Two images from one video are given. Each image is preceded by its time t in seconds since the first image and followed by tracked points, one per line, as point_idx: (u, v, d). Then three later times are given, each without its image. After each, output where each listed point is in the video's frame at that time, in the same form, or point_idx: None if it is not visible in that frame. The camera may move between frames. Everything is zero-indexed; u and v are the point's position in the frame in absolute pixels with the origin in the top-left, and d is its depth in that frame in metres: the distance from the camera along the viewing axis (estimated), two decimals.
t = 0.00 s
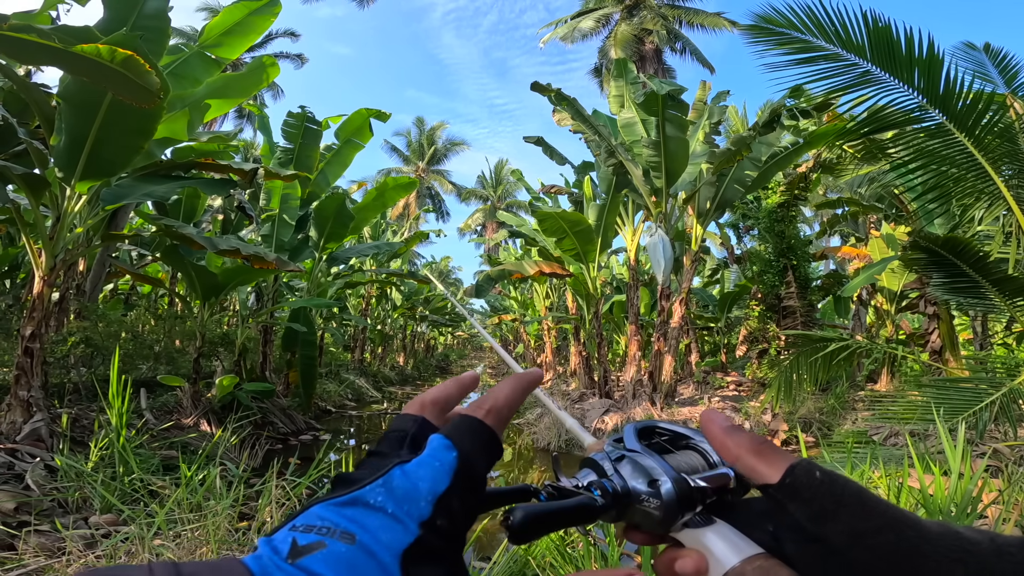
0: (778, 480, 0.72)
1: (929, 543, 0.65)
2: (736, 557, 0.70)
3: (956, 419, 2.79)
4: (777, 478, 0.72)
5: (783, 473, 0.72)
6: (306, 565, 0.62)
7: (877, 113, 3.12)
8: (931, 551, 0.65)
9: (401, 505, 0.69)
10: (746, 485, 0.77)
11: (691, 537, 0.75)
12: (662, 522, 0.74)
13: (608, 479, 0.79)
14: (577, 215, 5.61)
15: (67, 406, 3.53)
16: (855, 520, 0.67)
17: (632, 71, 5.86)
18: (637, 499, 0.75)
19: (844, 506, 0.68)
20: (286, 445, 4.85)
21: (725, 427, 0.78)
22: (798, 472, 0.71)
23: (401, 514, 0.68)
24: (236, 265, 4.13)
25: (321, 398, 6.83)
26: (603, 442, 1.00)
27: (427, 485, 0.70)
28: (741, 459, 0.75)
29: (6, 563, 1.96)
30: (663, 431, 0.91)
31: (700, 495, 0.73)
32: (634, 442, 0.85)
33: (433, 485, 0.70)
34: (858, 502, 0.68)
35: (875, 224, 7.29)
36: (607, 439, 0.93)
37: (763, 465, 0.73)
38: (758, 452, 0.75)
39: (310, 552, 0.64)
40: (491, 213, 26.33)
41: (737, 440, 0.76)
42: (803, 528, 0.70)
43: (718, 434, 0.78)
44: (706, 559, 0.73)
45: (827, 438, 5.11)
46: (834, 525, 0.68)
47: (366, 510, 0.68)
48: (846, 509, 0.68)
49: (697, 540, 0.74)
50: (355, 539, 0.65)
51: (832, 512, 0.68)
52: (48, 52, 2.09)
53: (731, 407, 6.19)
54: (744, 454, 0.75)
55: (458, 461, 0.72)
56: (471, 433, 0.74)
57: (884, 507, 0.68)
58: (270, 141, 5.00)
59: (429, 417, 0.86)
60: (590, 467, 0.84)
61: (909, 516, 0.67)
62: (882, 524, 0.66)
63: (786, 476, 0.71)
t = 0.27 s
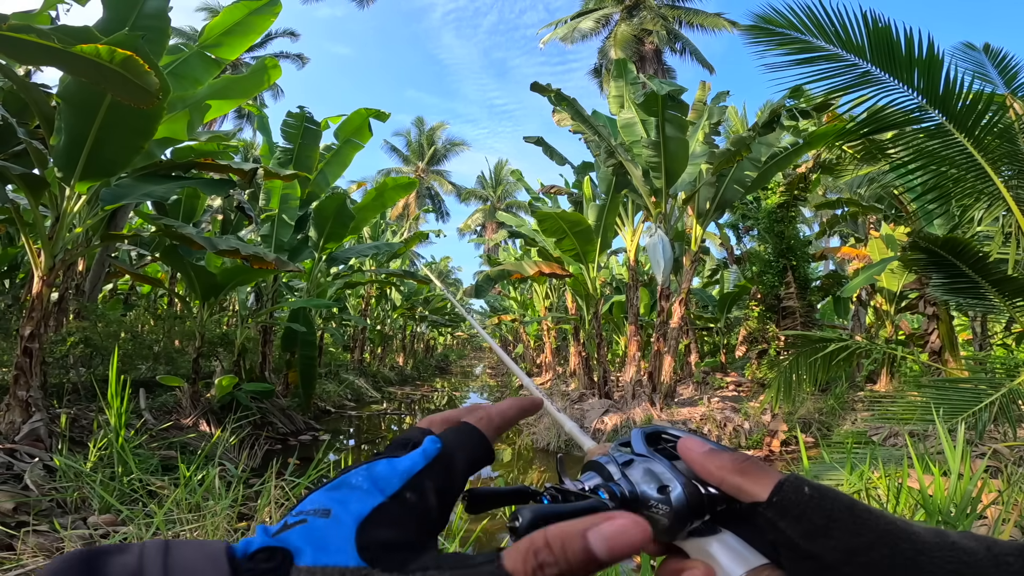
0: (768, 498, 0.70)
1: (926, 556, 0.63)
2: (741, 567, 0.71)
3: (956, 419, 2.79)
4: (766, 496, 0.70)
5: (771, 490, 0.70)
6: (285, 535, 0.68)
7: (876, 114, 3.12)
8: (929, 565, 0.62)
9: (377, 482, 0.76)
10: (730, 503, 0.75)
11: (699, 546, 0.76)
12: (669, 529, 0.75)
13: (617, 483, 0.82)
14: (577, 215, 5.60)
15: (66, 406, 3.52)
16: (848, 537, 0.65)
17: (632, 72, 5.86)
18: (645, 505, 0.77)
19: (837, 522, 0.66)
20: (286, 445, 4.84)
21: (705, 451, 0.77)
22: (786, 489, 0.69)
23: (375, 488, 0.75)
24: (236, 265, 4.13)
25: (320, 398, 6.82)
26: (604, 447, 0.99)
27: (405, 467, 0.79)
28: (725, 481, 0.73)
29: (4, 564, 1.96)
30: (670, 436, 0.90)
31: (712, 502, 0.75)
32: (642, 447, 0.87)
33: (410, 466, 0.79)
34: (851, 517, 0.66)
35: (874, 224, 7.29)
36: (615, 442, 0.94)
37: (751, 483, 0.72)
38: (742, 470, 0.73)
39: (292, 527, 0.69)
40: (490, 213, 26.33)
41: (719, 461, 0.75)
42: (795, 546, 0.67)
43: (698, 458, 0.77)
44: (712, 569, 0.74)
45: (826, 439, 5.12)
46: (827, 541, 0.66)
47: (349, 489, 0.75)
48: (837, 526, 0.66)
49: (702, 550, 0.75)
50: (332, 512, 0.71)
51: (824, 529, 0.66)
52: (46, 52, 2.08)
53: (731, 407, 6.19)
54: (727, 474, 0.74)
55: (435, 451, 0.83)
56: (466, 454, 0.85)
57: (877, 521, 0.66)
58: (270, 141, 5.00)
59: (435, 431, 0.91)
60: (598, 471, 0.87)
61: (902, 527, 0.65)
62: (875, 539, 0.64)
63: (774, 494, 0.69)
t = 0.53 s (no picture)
0: (766, 498, 0.69)
1: (920, 560, 0.66)
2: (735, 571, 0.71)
3: (954, 419, 2.79)
4: (765, 496, 0.70)
5: (771, 490, 0.70)
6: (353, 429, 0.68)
7: (875, 114, 3.12)
8: (922, 567, 0.65)
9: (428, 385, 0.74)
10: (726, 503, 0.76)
11: (690, 549, 0.75)
12: (659, 534, 0.74)
13: (604, 490, 0.78)
14: (576, 215, 5.61)
15: (65, 406, 3.51)
16: (845, 540, 0.66)
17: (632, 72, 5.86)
18: (634, 510, 0.75)
19: (834, 526, 0.67)
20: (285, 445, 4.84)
21: (706, 450, 0.77)
22: (785, 491, 0.69)
23: (427, 390, 0.73)
24: (234, 265, 4.12)
25: (320, 398, 6.82)
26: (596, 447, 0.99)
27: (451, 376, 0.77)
28: (727, 479, 0.73)
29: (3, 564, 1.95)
30: (660, 438, 0.88)
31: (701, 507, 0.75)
32: (630, 451, 0.83)
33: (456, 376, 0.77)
34: (850, 520, 0.67)
35: (873, 224, 7.31)
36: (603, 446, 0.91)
37: (751, 483, 0.71)
38: (743, 469, 0.73)
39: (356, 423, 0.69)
40: (490, 213, 26.34)
41: (721, 459, 0.75)
42: (790, 546, 0.69)
43: (700, 457, 0.77)
44: (702, 571, 0.74)
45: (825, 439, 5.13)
46: (822, 544, 0.67)
47: (401, 390, 0.74)
48: (836, 529, 0.67)
49: (693, 553, 0.75)
50: (390, 409, 0.70)
51: (822, 532, 0.67)
52: (45, 52, 2.08)
53: (730, 407, 6.20)
54: (728, 473, 0.73)
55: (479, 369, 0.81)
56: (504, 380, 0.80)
57: (875, 525, 0.67)
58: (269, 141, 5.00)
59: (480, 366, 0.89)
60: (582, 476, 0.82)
61: (898, 532, 0.67)
62: (872, 543, 0.66)
63: (773, 494, 0.69)
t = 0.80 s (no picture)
0: (762, 507, 0.70)
1: (921, 566, 0.67)
2: None
3: (952, 419, 2.80)
4: (761, 505, 0.70)
5: (766, 498, 0.70)
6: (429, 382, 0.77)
7: (873, 115, 3.13)
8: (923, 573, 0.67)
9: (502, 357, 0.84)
10: (722, 510, 0.75)
11: (686, 556, 0.75)
12: (653, 543, 0.74)
13: (594, 500, 0.76)
14: (575, 215, 5.60)
15: (63, 406, 3.50)
16: (845, 547, 0.68)
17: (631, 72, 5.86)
18: (625, 520, 0.75)
19: (833, 533, 0.68)
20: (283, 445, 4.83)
21: (697, 460, 0.75)
22: (782, 498, 0.70)
23: (499, 360, 0.83)
24: (233, 265, 4.12)
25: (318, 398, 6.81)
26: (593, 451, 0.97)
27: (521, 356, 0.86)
28: (720, 489, 0.72)
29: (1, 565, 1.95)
30: (650, 441, 0.87)
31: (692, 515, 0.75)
32: (620, 457, 0.82)
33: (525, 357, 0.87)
34: (849, 527, 0.69)
35: (871, 224, 7.32)
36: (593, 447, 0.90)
37: (744, 491, 0.71)
38: (736, 478, 0.72)
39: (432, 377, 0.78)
40: (488, 212, 26.33)
41: (713, 468, 0.73)
42: (790, 555, 0.70)
43: (690, 467, 0.74)
44: None
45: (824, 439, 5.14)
46: (822, 551, 0.68)
47: (475, 355, 0.83)
48: (835, 537, 0.68)
49: (690, 561, 0.75)
50: (464, 370, 0.79)
51: (822, 540, 0.68)
52: (43, 52, 2.07)
53: (728, 407, 6.21)
54: (721, 482, 0.72)
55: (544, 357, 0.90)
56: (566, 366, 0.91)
57: (874, 532, 0.69)
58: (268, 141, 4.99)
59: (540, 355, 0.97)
60: (571, 485, 0.81)
61: (898, 538, 0.69)
62: (873, 549, 0.67)
63: (768, 503, 0.70)
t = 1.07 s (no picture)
0: (750, 529, 0.65)
1: None
2: None
3: (949, 419, 2.81)
4: (748, 525, 0.65)
5: (754, 518, 0.65)
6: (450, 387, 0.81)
7: (872, 115, 3.13)
8: None
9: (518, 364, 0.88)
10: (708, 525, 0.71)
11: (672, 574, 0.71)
12: (635, 562, 0.70)
13: (575, 519, 0.73)
14: (574, 215, 5.61)
15: (61, 406, 3.49)
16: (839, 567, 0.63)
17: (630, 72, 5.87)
18: (608, 539, 0.71)
19: (825, 554, 0.64)
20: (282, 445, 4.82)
21: (682, 475, 0.70)
22: (771, 518, 0.66)
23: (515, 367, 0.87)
24: (231, 264, 4.11)
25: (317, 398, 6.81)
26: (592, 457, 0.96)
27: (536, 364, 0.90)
28: (705, 506, 0.67)
29: None
30: (635, 451, 0.80)
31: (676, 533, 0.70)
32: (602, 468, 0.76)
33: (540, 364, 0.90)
34: (842, 546, 0.64)
35: (869, 225, 7.34)
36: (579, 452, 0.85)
37: (732, 509, 0.66)
38: (723, 494, 0.67)
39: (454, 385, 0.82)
40: (487, 212, 26.36)
41: (698, 484, 0.68)
42: None
43: (675, 482, 0.70)
44: None
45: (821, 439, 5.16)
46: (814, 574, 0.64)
47: (494, 364, 0.88)
48: (827, 557, 0.64)
49: None
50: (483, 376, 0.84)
51: (814, 562, 0.64)
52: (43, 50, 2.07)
53: (727, 407, 6.22)
54: (707, 500, 0.67)
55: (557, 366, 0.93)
56: (583, 378, 0.92)
57: (869, 549, 0.64)
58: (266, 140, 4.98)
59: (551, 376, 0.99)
60: (553, 502, 0.78)
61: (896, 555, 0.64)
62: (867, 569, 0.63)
63: (755, 524, 0.65)
